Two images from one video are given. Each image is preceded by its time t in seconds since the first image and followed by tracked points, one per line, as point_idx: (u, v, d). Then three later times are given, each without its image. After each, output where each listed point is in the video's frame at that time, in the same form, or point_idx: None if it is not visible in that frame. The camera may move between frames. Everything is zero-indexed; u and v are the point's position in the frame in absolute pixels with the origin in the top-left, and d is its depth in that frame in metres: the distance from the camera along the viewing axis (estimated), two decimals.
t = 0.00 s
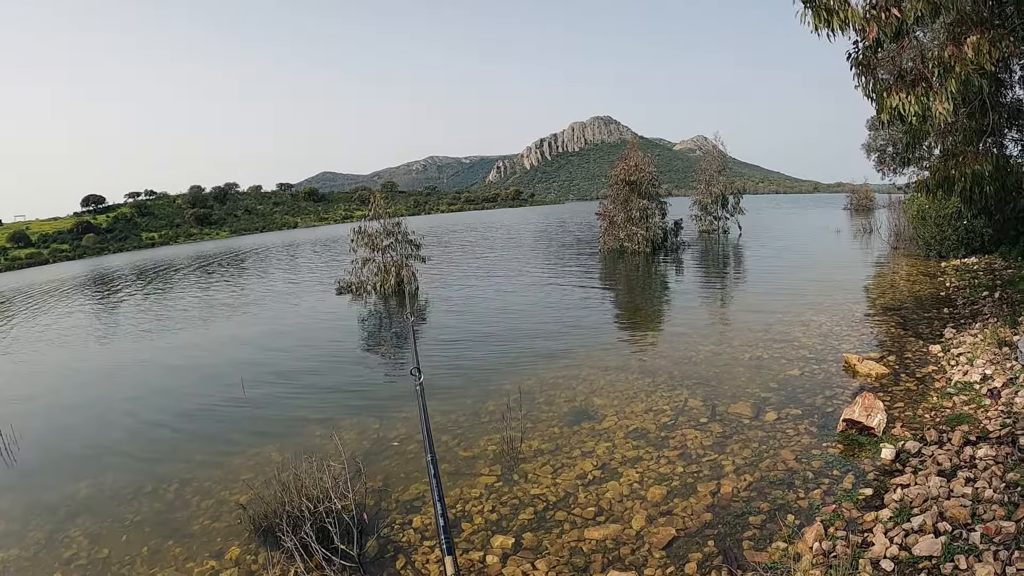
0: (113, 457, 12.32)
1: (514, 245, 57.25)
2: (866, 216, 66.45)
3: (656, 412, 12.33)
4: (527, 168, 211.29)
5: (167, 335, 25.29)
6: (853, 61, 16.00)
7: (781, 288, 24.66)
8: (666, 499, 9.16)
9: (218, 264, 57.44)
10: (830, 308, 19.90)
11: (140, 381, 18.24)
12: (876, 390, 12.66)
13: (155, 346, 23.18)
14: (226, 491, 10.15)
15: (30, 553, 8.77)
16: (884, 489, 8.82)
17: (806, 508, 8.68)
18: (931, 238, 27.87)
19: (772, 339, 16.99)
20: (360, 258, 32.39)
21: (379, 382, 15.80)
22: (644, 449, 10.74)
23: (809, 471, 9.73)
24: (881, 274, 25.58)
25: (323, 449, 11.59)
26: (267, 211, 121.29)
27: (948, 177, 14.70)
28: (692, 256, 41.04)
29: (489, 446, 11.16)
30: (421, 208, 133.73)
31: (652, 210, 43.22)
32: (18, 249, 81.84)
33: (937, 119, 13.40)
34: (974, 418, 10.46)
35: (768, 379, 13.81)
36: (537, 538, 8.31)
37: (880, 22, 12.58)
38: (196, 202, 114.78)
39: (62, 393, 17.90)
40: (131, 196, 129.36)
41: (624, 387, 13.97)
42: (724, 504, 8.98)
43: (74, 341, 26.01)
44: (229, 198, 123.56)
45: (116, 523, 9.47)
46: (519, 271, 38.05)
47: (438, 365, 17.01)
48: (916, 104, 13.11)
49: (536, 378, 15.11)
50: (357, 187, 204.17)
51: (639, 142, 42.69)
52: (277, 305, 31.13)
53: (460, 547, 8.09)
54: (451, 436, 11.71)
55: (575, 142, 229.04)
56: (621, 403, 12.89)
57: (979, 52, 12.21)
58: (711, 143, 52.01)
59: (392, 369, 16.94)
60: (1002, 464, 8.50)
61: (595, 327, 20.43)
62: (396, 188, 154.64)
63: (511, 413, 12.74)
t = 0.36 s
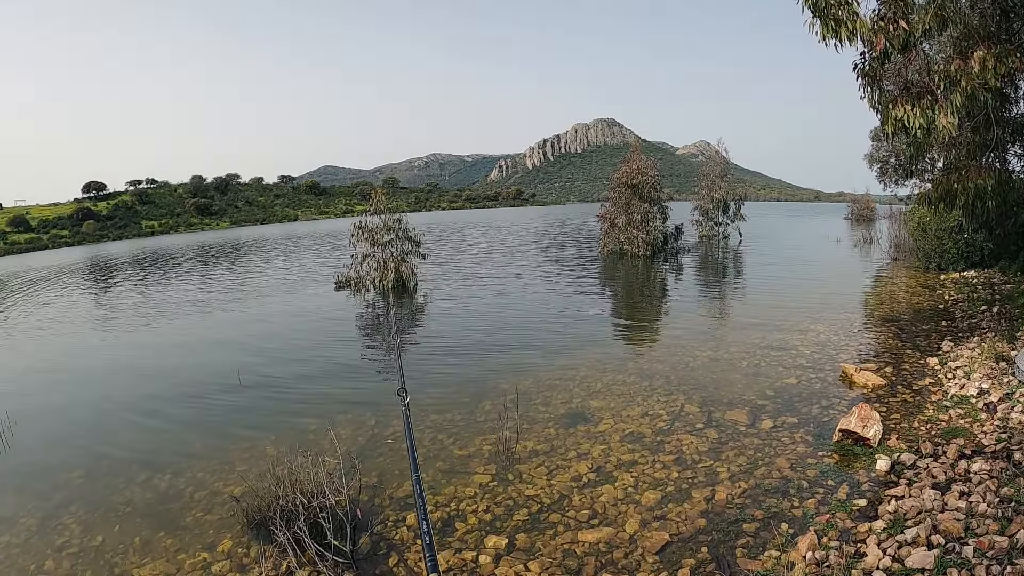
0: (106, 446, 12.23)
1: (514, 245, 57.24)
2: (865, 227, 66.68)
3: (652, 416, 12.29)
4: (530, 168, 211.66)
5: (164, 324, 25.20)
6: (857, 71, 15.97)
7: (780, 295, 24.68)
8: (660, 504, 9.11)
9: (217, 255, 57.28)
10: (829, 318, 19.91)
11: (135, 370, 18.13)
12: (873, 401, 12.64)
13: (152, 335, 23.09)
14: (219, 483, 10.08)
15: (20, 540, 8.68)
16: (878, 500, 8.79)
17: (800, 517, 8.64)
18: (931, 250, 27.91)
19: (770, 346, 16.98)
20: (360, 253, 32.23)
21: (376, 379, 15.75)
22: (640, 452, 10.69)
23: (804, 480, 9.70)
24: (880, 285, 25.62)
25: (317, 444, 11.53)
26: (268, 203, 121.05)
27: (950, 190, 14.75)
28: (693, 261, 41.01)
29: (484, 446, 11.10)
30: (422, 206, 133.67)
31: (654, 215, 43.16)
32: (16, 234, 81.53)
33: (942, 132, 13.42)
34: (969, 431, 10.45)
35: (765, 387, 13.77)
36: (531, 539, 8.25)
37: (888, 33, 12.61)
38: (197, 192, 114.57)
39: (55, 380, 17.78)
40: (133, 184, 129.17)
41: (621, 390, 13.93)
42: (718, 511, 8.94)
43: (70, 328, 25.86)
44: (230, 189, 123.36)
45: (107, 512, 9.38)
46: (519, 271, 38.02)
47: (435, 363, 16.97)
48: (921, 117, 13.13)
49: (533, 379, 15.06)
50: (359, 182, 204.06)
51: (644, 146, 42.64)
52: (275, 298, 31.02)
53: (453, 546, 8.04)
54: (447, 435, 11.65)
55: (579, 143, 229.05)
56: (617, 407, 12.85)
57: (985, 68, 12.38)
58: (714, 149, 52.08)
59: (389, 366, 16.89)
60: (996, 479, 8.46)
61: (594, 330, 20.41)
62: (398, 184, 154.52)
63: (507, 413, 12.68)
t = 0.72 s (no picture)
0: (115, 437, 12.27)
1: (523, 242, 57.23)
2: (876, 229, 66.31)
3: (661, 416, 12.22)
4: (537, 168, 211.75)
5: (174, 316, 25.35)
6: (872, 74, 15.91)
7: (789, 297, 24.58)
8: (668, 504, 9.05)
9: (228, 248, 57.63)
10: (839, 320, 19.79)
11: (144, 362, 18.19)
12: (882, 404, 12.54)
13: (161, 327, 23.22)
14: (228, 476, 10.08)
15: (29, 529, 8.71)
16: (887, 504, 8.70)
17: (808, 520, 8.56)
18: (942, 253, 27.70)
19: (780, 348, 16.88)
20: (370, 248, 32.34)
21: (383, 374, 15.73)
22: (649, 452, 10.64)
23: (812, 483, 9.62)
24: (891, 288, 25.44)
25: (325, 438, 11.52)
26: (277, 197, 121.22)
27: (964, 193, 14.74)
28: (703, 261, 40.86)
29: (493, 443, 11.06)
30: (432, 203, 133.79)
31: (665, 214, 42.89)
32: (29, 224, 82.35)
33: (956, 135, 13.43)
34: (979, 437, 10.34)
35: (775, 388, 13.68)
36: (539, 537, 8.21)
37: (903, 35, 12.67)
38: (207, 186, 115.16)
39: (65, 371, 17.86)
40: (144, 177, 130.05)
41: (630, 389, 13.88)
42: (726, 512, 8.87)
43: (80, 319, 25.98)
44: (241, 181, 123.90)
45: (116, 503, 9.39)
46: (527, 269, 37.98)
47: (443, 360, 16.94)
48: (935, 119, 13.03)
49: (542, 377, 15.02)
50: (367, 178, 204.76)
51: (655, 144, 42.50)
52: (283, 292, 31.08)
53: (461, 543, 8.01)
54: (455, 431, 11.62)
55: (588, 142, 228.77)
56: (626, 406, 12.78)
57: (1001, 71, 12.20)
58: (725, 149, 51.89)
59: (397, 361, 16.87)
60: (1006, 485, 8.36)
61: (602, 328, 20.35)
62: (406, 180, 154.68)
63: (516, 411, 12.64)
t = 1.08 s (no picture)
0: (115, 412, 12.22)
1: (529, 227, 57.13)
2: (882, 227, 66.20)
3: (662, 406, 12.16)
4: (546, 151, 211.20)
5: (177, 292, 25.28)
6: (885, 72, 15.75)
7: (791, 292, 24.54)
8: (667, 495, 8.99)
9: (232, 224, 57.55)
10: (842, 317, 19.73)
11: (145, 337, 18.13)
12: (882, 404, 12.49)
13: (163, 303, 23.15)
14: (227, 453, 10.02)
15: (28, 503, 8.65)
16: (884, 504, 8.64)
17: (806, 516, 8.50)
18: (947, 255, 27.60)
19: (782, 343, 16.82)
20: (374, 228, 32.30)
21: (385, 354, 15.68)
22: (649, 442, 10.58)
23: (811, 479, 9.56)
24: (894, 287, 25.37)
25: (326, 418, 11.45)
26: (284, 174, 120.85)
27: (972, 196, 14.58)
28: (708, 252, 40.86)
29: (493, 427, 11.00)
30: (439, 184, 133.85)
31: (671, 203, 42.79)
32: (33, 196, 82.26)
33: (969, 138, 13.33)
34: (979, 441, 10.28)
35: (776, 383, 13.62)
36: (537, 523, 8.16)
37: (920, 35, 12.52)
38: (214, 161, 114.76)
39: (66, 344, 17.81)
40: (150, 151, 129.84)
41: (631, 379, 13.82)
42: (725, 505, 8.82)
43: (82, 293, 25.90)
44: (247, 159, 123.31)
45: (115, 478, 9.34)
46: (531, 254, 37.89)
47: (444, 343, 16.88)
48: (948, 121, 12.92)
49: (544, 363, 14.94)
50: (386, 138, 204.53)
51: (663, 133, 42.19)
52: (287, 270, 31.01)
53: (459, 526, 7.96)
54: (456, 414, 11.55)
55: (597, 128, 227.15)
56: (627, 395, 12.72)
57: (1018, 75, 12.14)
58: (734, 140, 51.59)
59: (399, 343, 16.82)
60: (1004, 491, 8.26)
61: (605, 316, 20.29)
62: (414, 161, 154.16)
63: (517, 396, 12.57)
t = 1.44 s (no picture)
0: (121, 390, 12.22)
1: (540, 220, 57.01)
2: (895, 234, 65.72)
3: (669, 404, 12.10)
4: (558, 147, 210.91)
5: (187, 273, 25.39)
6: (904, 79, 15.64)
7: (801, 295, 24.42)
8: (671, 494, 8.93)
9: (244, 206, 57.81)
10: (851, 323, 19.61)
11: (153, 316, 18.17)
12: (889, 412, 12.39)
13: (173, 283, 23.22)
14: (233, 435, 10.00)
15: (33, 478, 8.65)
16: (889, 513, 8.54)
17: (810, 521, 8.42)
18: (960, 266, 27.38)
19: (791, 346, 16.73)
20: (387, 216, 32.40)
21: (393, 343, 15.64)
22: (655, 440, 10.52)
23: (816, 484, 9.48)
24: (905, 295, 25.21)
25: (331, 404, 11.42)
26: (297, 158, 121.10)
27: (989, 207, 14.44)
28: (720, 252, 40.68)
29: (499, 419, 10.95)
30: (453, 172, 133.93)
31: (684, 202, 42.71)
32: (47, 173, 82.85)
33: (988, 147, 13.18)
34: (986, 454, 10.17)
35: (784, 386, 13.53)
36: (540, 517, 8.10)
37: (943, 42, 12.42)
38: (227, 143, 115.01)
39: (75, 321, 17.88)
40: (165, 131, 130.64)
41: (639, 376, 13.75)
42: (729, 507, 8.75)
43: (92, 270, 26.02)
44: (262, 142, 123.36)
45: (120, 455, 9.34)
46: (541, 247, 37.84)
47: (452, 332, 16.85)
48: (968, 130, 12.79)
49: (552, 357, 14.88)
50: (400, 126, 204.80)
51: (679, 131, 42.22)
52: (296, 254, 31.08)
53: (462, 517, 7.91)
54: (462, 405, 11.51)
55: (612, 123, 225.15)
56: (635, 392, 12.66)
57: None
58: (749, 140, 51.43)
59: (406, 332, 16.80)
60: (1009, 504, 8.14)
61: (614, 312, 20.23)
62: (427, 150, 154.15)
63: (524, 389, 12.52)
